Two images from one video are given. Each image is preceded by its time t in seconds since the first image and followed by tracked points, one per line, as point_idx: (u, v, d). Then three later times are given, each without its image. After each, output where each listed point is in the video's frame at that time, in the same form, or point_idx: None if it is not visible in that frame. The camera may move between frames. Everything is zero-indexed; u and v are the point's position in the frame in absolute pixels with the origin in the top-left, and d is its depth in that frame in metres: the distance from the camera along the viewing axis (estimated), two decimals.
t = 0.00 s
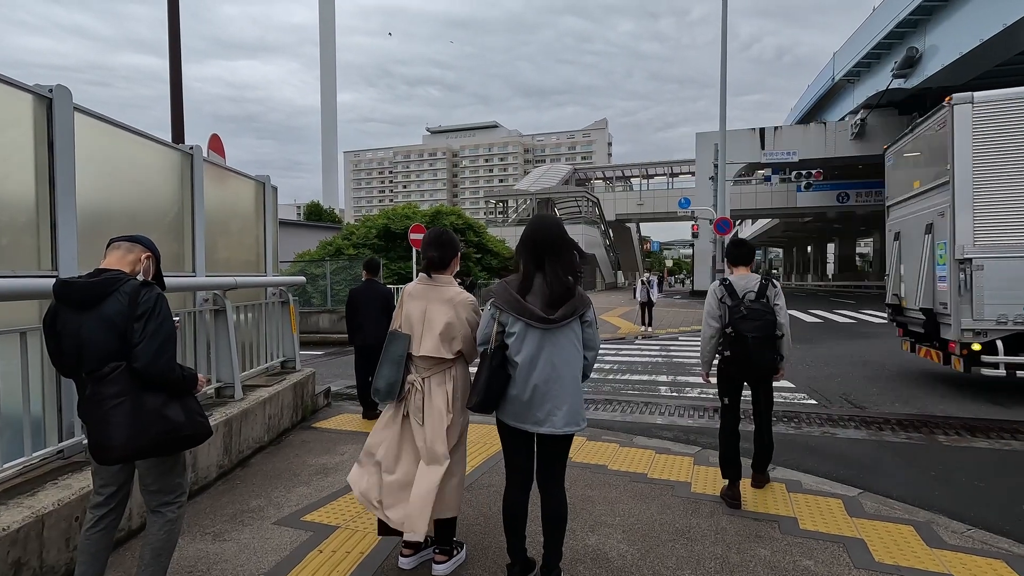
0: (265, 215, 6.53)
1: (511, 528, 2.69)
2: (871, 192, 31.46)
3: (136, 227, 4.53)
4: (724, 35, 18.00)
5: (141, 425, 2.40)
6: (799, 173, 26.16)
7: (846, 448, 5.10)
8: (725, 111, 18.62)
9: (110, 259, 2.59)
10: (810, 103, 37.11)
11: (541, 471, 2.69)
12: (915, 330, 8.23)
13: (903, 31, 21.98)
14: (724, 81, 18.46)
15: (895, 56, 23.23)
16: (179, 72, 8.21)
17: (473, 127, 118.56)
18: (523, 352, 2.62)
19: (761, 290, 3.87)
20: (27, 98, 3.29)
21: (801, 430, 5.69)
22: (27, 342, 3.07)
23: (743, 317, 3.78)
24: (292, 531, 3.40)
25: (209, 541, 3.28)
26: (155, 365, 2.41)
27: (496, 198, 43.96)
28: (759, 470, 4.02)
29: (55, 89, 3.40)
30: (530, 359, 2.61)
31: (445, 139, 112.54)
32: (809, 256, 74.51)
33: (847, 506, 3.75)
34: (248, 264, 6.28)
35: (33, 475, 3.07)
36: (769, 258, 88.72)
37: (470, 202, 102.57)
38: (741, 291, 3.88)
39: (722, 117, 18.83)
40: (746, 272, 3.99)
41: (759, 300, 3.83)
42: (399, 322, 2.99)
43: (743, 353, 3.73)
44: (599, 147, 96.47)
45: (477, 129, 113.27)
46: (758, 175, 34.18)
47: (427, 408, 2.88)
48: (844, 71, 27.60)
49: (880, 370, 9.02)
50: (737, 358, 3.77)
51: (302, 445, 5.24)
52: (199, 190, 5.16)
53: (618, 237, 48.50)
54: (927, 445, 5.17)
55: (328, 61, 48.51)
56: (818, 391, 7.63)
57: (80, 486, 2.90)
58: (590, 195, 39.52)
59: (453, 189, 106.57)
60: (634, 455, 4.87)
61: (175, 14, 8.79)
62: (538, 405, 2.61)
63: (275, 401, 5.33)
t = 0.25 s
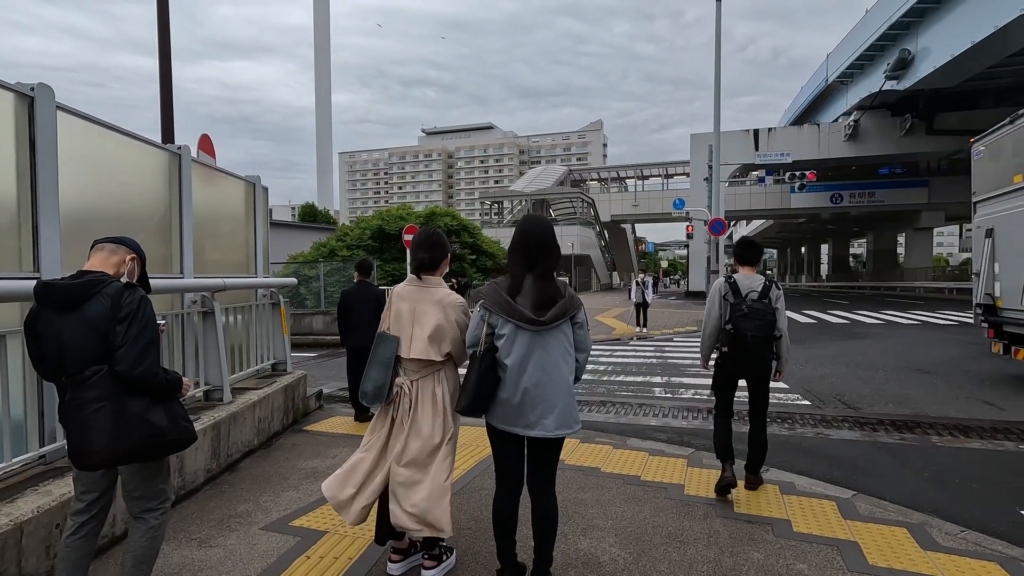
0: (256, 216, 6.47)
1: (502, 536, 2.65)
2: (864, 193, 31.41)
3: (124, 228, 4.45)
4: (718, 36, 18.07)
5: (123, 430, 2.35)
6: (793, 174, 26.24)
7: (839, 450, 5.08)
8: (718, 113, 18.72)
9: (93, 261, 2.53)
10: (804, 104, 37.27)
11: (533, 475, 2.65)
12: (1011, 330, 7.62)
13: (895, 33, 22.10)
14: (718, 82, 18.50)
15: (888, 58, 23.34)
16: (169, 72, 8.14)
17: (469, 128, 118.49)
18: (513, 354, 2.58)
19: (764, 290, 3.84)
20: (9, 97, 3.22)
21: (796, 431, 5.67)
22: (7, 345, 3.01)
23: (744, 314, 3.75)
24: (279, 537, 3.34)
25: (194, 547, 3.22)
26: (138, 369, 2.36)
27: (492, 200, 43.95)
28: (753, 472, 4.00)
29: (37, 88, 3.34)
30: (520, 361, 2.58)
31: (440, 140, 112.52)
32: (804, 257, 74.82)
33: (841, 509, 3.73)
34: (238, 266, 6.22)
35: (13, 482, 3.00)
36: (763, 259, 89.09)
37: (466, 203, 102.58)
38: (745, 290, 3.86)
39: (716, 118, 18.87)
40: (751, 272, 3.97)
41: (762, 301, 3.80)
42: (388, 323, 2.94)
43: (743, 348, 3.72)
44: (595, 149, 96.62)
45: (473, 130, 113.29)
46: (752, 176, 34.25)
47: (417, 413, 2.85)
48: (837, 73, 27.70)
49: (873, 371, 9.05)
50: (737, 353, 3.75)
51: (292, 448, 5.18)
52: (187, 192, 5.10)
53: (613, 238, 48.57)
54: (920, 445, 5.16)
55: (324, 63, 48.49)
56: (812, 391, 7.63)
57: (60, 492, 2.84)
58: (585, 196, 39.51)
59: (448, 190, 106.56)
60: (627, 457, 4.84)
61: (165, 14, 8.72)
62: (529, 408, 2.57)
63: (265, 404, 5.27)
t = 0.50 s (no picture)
0: (242, 217, 6.38)
1: (486, 539, 2.61)
2: (852, 197, 31.90)
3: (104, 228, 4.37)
4: (708, 40, 18.19)
5: (98, 430, 2.29)
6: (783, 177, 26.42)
7: (829, 450, 5.07)
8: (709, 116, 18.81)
9: (70, 257, 2.47)
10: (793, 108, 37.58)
11: (518, 477, 2.61)
12: None
13: (882, 38, 22.33)
14: (708, 86, 18.60)
15: (875, 62, 23.58)
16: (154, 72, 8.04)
17: (461, 131, 118.48)
18: (497, 354, 2.54)
19: (755, 290, 3.84)
20: None
21: (785, 432, 5.67)
22: None
23: (733, 313, 3.74)
24: (262, 541, 3.28)
25: (174, 553, 3.15)
26: (114, 367, 2.30)
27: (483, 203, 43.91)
28: (742, 472, 3.99)
29: (12, 84, 3.26)
30: (505, 360, 2.54)
31: (433, 143, 112.47)
32: (794, 260, 75.32)
33: (829, 509, 3.72)
34: (223, 267, 6.14)
35: None
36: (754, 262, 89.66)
37: (458, 206, 102.49)
38: (736, 290, 3.86)
39: (706, 121, 18.93)
40: (743, 272, 3.97)
41: (753, 300, 3.79)
42: (372, 323, 2.89)
43: (729, 346, 3.72)
44: (587, 152, 96.91)
45: (465, 133, 113.33)
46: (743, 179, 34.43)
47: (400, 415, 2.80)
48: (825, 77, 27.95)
49: (863, 372, 9.09)
50: (724, 350, 3.77)
51: (278, 451, 5.11)
52: (171, 192, 5.01)
53: (606, 242, 48.66)
54: (909, 446, 5.17)
55: (315, 66, 48.34)
56: (801, 392, 7.65)
57: (33, 497, 2.76)
58: (577, 199, 39.57)
59: (441, 193, 106.45)
60: (616, 459, 4.80)
61: (151, 13, 8.62)
62: (513, 409, 2.53)
63: (251, 407, 5.19)
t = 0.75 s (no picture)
0: (227, 226, 6.32)
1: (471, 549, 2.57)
2: (836, 207, 32.35)
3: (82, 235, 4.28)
4: (694, 53, 18.46)
5: (69, 437, 2.22)
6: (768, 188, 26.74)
7: (816, 457, 5.08)
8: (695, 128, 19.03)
9: (47, 261, 2.43)
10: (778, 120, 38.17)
11: (504, 485, 2.58)
12: None
13: (864, 51, 22.77)
14: (694, 97, 18.83)
15: (857, 75, 24.03)
16: (139, 79, 7.98)
17: (451, 142, 118.81)
18: (483, 359, 2.52)
19: (736, 297, 3.85)
20: None
21: (772, 439, 5.68)
22: None
23: (713, 320, 3.79)
24: (243, 554, 3.20)
25: (152, 567, 3.07)
26: (87, 373, 2.24)
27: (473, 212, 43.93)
28: (729, 479, 3.99)
29: None
30: (490, 366, 2.51)
31: (422, 153, 112.67)
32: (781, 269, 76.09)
33: (817, 515, 3.71)
34: (207, 275, 6.06)
35: None
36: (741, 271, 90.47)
37: (448, 216, 102.49)
38: (717, 297, 3.86)
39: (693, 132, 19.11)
40: (724, 279, 3.98)
41: (733, 307, 3.81)
42: (355, 329, 2.85)
43: (709, 353, 3.76)
44: (575, 163, 97.56)
45: (454, 144, 113.67)
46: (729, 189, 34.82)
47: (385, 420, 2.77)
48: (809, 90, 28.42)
49: (848, 379, 9.16)
50: (707, 358, 3.79)
51: (261, 462, 5.02)
52: (152, 202, 4.95)
53: (595, 251, 48.84)
54: (894, 451, 5.20)
55: (304, 76, 48.30)
56: (788, 400, 7.68)
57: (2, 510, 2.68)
58: (566, 209, 39.73)
59: (430, 203, 106.45)
60: (604, 467, 4.77)
61: (136, 21, 8.56)
62: (498, 415, 2.51)
63: (234, 417, 5.10)
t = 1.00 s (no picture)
0: (215, 232, 6.26)
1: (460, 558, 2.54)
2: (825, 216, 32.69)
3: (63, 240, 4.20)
4: (683, 63, 18.65)
5: (41, 445, 2.18)
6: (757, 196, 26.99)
7: (805, 463, 5.10)
8: (685, 137, 19.20)
9: (23, 265, 2.39)
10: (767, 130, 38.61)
11: (492, 491, 2.55)
12: None
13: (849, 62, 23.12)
14: (683, 106, 19.01)
15: (843, 86, 24.39)
16: (127, 85, 7.92)
17: (442, 150, 119.02)
18: (470, 365, 2.50)
19: (715, 304, 3.87)
20: None
21: (763, 445, 5.69)
22: None
23: (694, 328, 3.81)
24: (227, 565, 3.15)
25: None
26: (60, 379, 2.20)
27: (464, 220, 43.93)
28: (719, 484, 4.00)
29: None
30: (477, 370, 2.49)
31: (414, 161, 112.78)
32: (771, 277, 76.66)
33: (806, 521, 3.71)
34: (194, 281, 5.99)
35: None
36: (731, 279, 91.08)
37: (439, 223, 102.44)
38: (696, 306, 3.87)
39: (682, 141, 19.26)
40: (701, 288, 4.00)
41: (711, 314, 3.83)
42: (342, 335, 2.83)
43: (691, 360, 3.77)
44: (566, 171, 98.02)
45: (446, 152, 113.88)
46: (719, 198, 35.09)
47: (375, 427, 2.74)
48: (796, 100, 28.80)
49: (837, 385, 9.21)
50: (690, 365, 3.81)
51: (248, 471, 4.95)
52: (140, 205, 4.88)
53: (586, 259, 48.98)
54: (883, 457, 5.22)
55: (295, 84, 48.25)
56: (778, 406, 7.70)
57: None
58: (558, 216, 39.86)
59: (422, 211, 106.41)
60: (595, 474, 4.75)
61: (125, 27, 8.52)
62: (486, 421, 2.49)
63: (220, 426, 5.03)
